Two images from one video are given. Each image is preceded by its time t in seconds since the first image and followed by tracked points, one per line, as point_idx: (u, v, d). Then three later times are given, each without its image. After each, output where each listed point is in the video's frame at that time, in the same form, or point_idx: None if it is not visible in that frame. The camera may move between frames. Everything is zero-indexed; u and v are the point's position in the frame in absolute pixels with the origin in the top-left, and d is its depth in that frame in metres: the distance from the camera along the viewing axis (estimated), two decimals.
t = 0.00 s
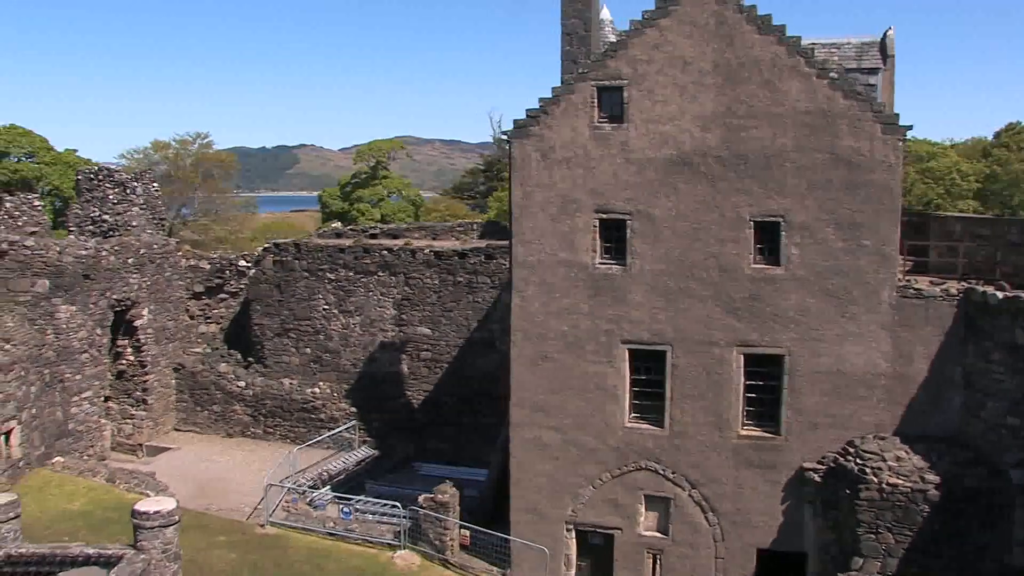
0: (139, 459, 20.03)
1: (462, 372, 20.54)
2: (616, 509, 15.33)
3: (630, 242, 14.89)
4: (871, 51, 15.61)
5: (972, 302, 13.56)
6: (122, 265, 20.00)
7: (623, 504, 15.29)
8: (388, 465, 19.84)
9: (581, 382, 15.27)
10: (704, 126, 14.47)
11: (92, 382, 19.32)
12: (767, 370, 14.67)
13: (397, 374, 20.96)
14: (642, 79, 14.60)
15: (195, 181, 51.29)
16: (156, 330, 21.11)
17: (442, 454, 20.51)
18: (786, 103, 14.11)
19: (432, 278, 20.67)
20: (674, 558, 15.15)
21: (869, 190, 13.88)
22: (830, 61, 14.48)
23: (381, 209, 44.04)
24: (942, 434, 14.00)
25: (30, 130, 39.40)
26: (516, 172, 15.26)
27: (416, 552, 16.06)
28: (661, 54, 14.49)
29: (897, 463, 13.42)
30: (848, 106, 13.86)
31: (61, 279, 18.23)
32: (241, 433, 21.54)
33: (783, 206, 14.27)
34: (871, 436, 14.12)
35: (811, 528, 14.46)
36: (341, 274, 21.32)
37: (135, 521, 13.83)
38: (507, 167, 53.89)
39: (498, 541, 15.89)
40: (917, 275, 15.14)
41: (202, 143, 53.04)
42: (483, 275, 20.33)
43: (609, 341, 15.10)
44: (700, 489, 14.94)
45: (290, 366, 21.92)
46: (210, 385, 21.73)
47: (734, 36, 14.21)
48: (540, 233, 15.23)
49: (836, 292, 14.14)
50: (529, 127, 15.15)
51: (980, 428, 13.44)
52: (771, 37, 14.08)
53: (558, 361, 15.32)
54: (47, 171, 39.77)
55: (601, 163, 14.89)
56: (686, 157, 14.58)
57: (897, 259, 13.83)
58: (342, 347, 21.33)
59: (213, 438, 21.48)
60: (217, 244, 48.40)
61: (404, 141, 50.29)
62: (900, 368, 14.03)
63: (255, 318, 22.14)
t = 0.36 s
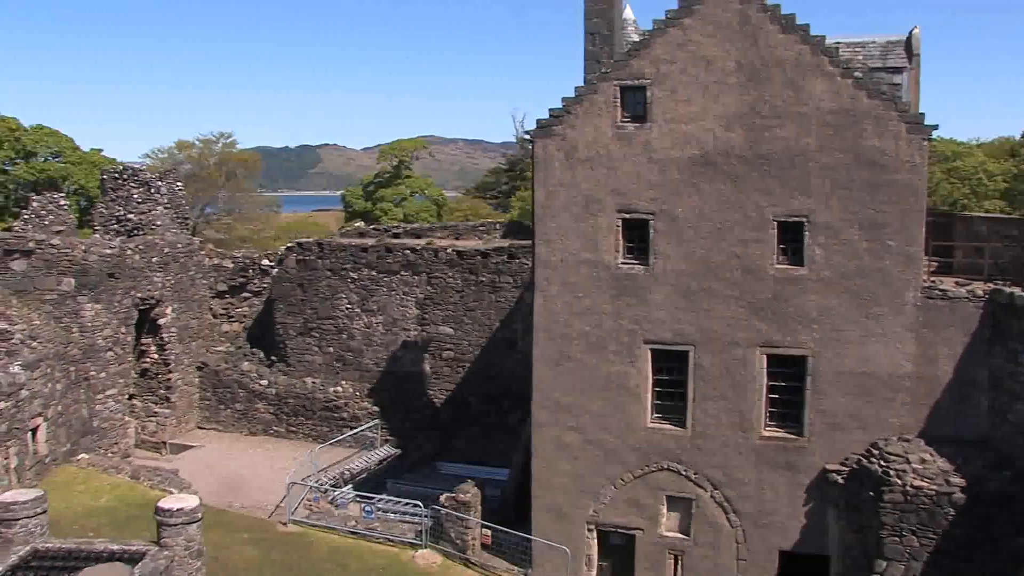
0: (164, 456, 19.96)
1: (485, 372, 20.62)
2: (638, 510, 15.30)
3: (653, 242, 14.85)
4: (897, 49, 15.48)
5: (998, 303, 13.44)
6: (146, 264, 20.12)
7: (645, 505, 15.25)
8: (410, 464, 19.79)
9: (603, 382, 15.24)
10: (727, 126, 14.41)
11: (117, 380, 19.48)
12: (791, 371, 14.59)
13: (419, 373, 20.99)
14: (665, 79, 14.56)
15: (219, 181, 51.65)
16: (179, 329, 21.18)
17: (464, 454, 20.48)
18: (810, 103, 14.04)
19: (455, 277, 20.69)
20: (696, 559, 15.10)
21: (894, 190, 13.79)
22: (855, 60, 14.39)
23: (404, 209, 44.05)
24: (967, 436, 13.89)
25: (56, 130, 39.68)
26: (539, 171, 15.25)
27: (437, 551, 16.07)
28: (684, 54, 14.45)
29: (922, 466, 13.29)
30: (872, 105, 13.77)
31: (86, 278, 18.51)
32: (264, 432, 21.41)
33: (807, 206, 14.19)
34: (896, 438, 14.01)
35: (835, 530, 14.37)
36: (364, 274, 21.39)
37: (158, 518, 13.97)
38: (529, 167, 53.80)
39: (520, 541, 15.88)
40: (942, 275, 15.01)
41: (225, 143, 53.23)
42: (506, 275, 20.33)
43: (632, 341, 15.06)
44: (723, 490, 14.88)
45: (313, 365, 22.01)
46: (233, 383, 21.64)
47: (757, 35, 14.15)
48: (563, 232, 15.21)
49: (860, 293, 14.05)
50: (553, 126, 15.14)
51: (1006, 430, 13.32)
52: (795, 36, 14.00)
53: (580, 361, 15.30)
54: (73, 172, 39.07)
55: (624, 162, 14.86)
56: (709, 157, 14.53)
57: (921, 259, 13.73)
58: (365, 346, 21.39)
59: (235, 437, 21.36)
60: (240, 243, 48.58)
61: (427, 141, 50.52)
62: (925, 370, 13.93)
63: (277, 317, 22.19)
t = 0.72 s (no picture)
0: (186, 453, 20.16)
1: (507, 372, 20.66)
2: (659, 511, 15.26)
3: (675, 242, 14.80)
4: (922, 48, 15.34)
5: None
6: (169, 263, 20.23)
7: (666, 506, 15.21)
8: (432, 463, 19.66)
9: (625, 382, 15.20)
10: (750, 126, 14.35)
11: (140, 378, 19.63)
12: (813, 372, 14.51)
13: (441, 372, 21.08)
14: (688, 79, 14.51)
15: (242, 180, 51.82)
16: (202, 328, 21.27)
17: (486, 454, 20.33)
18: (834, 103, 13.95)
19: (476, 277, 20.75)
20: (717, 560, 15.05)
21: (918, 191, 13.69)
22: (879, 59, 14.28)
23: (426, 209, 44.05)
24: (992, 439, 13.76)
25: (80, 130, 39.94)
26: (561, 172, 15.24)
27: (458, 550, 16.08)
28: (707, 54, 14.39)
29: (946, 469, 13.21)
30: (897, 105, 13.68)
31: (111, 277, 18.68)
32: (286, 431, 21.30)
33: (831, 206, 14.11)
34: (919, 441, 13.92)
35: (857, 533, 14.29)
36: (386, 273, 21.44)
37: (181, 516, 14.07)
38: (552, 167, 53.69)
39: (541, 541, 15.90)
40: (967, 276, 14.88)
41: (248, 142, 53.44)
42: (528, 275, 20.36)
43: (653, 341, 15.02)
44: (744, 491, 14.82)
45: (335, 364, 22.10)
46: (255, 382, 21.61)
47: (780, 35, 14.08)
48: (585, 232, 15.19)
49: (883, 294, 13.96)
50: (574, 126, 15.11)
51: None
52: (818, 36, 13.92)
53: (602, 361, 15.27)
54: (98, 171, 39.32)
55: (646, 163, 14.82)
56: (732, 157, 14.48)
57: (946, 260, 13.62)
58: (387, 345, 21.48)
59: (257, 436, 21.26)
60: (263, 243, 48.98)
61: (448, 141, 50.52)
62: (949, 372, 13.82)
63: (300, 316, 22.32)
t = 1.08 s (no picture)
0: (210, 451, 20.20)
1: (531, 371, 20.63)
2: (682, 511, 15.22)
3: (699, 242, 14.75)
4: (949, 46, 15.18)
5: None
6: (194, 262, 20.34)
7: (688, 506, 15.16)
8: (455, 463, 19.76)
9: (648, 383, 15.16)
10: (774, 125, 14.27)
11: (164, 375, 19.77)
12: (838, 374, 14.40)
13: (465, 372, 21.03)
14: (712, 78, 14.44)
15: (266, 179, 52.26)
16: (226, 326, 21.34)
17: (510, 454, 20.21)
18: (859, 102, 13.85)
19: (499, 277, 20.79)
20: (740, 562, 15.00)
21: (944, 190, 13.58)
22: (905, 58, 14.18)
23: (449, 208, 44.26)
24: (1019, 441, 13.63)
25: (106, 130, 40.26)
26: (585, 171, 15.21)
27: (480, 549, 16.09)
28: (731, 53, 14.32)
29: (973, 471, 13.09)
30: (923, 104, 13.58)
31: (136, 275, 18.85)
32: (309, 429, 21.35)
33: (856, 206, 14.01)
34: (945, 443, 13.82)
35: (882, 536, 14.19)
36: (409, 272, 21.53)
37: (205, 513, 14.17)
38: (575, 166, 53.61)
39: (563, 541, 15.90)
40: (995, 277, 14.74)
41: (271, 141, 53.70)
42: (551, 274, 20.37)
43: (676, 341, 14.97)
44: (768, 492, 14.75)
45: (358, 362, 22.19)
46: (278, 380, 21.67)
47: (805, 34, 13.99)
48: (609, 232, 15.15)
49: (909, 295, 13.85)
50: (598, 126, 15.08)
51: None
52: (843, 35, 13.83)
53: (625, 361, 15.23)
54: (124, 170, 39.40)
55: (670, 163, 14.78)
56: (756, 157, 14.41)
57: (973, 261, 13.51)
58: (411, 344, 21.55)
59: (281, 434, 21.37)
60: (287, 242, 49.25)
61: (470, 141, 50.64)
62: (975, 373, 13.70)
63: (323, 315, 22.51)
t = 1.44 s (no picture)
0: (237, 448, 20.13)
1: (558, 371, 20.47)
2: (707, 512, 15.16)
3: (726, 242, 14.68)
4: (981, 44, 15.01)
5: None
6: (222, 260, 20.46)
7: (714, 507, 15.11)
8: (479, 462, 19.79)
9: (673, 383, 15.11)
10: (802, 124, 14.18)
11: (192, 373, 19.91)
12: (865, 375, 14.28)
13: (491, 370, 21.01)
14: (739, 78, 14.37)
15: (294, 179, 52.15)
16: (253, 324, 21.44)
17: (534, 453, 20.19)
18: (889, 101, 13.73)
19: (526, 276, 20.75)
20: (765, 563, 14.92)
21: (975, 190, 13.44)
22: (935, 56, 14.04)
23: (475, 208, 44.18)
24: None
25: (135, 129, 40.59)
26: (611, 171, 15.17)
27: (505, 549, 16.11)
28: (759, 52, 14.25)
29: (1004, 475, 12.91)
30: (953, 103, 13.46)
31: (164, 274, 19.02)
32: (335, 427, 21.47)
33: (884, 206, 13.89)
34: (975, 446, 13.66)
35: (910, 539, 14.05)
36: (436, 271, 21.55)
37: (232, 510, 14.24)
38: (602, 166, 53.46)
39: (589, 541, 15.99)
40: None
41: (299, 140, 53.92)
42: (577, 274, 20.30)
43: (702, 341, 14.92)
44: (794, 494, 14.66)
45: (384, 361, 22.23)
46: (305, 379, 21.77)
47: (834, 32, 13.88)
48: (635, 231, 15.11)
49: (938, 296, 13.72)
50: (625, 126, 15.04)
51: None
52: (873, 33, 13.71)
53: (650, 361, 15.19)
54: (152, 169, 39.73)
55: (697, 162, 14.71)
56: (783, 157, 14.32)
57: (1004, 262, 13.37)
58: (436, 343, 21.56)
59: (307, 432, 21.46)
60: (314, 240, 49.41)
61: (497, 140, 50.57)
62: (1005, 376, 13.56)
63: (350, 313, 22.67)
